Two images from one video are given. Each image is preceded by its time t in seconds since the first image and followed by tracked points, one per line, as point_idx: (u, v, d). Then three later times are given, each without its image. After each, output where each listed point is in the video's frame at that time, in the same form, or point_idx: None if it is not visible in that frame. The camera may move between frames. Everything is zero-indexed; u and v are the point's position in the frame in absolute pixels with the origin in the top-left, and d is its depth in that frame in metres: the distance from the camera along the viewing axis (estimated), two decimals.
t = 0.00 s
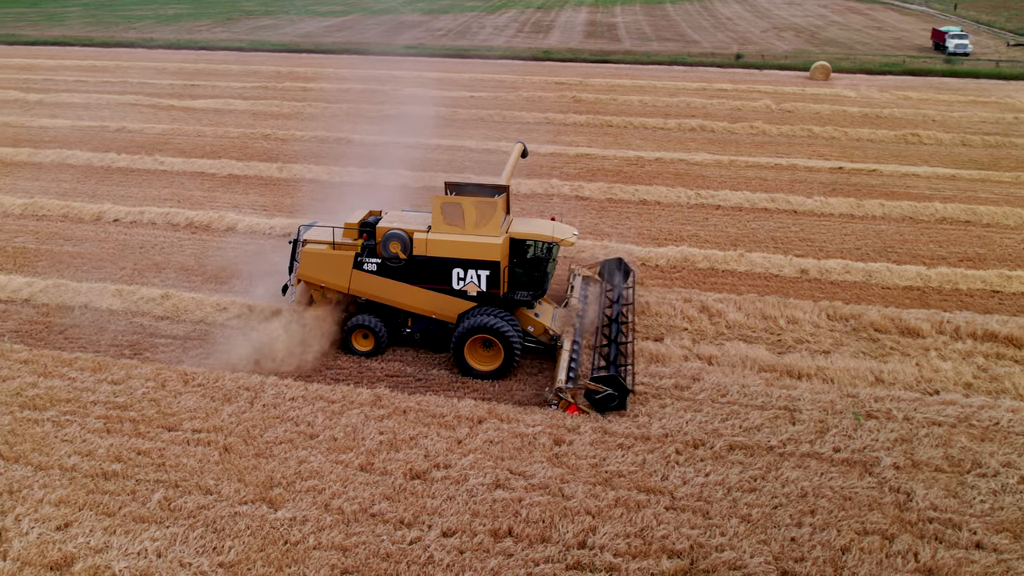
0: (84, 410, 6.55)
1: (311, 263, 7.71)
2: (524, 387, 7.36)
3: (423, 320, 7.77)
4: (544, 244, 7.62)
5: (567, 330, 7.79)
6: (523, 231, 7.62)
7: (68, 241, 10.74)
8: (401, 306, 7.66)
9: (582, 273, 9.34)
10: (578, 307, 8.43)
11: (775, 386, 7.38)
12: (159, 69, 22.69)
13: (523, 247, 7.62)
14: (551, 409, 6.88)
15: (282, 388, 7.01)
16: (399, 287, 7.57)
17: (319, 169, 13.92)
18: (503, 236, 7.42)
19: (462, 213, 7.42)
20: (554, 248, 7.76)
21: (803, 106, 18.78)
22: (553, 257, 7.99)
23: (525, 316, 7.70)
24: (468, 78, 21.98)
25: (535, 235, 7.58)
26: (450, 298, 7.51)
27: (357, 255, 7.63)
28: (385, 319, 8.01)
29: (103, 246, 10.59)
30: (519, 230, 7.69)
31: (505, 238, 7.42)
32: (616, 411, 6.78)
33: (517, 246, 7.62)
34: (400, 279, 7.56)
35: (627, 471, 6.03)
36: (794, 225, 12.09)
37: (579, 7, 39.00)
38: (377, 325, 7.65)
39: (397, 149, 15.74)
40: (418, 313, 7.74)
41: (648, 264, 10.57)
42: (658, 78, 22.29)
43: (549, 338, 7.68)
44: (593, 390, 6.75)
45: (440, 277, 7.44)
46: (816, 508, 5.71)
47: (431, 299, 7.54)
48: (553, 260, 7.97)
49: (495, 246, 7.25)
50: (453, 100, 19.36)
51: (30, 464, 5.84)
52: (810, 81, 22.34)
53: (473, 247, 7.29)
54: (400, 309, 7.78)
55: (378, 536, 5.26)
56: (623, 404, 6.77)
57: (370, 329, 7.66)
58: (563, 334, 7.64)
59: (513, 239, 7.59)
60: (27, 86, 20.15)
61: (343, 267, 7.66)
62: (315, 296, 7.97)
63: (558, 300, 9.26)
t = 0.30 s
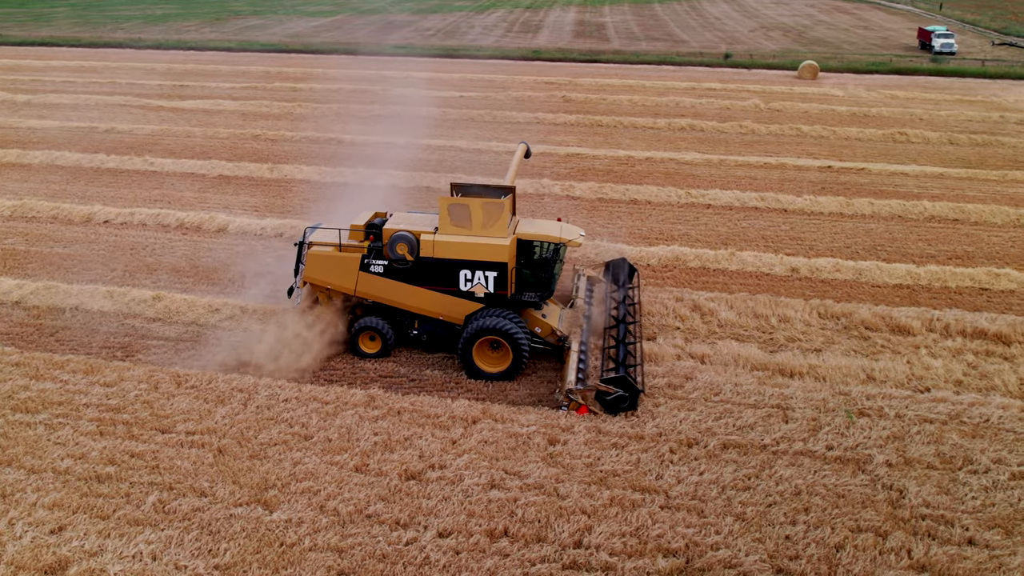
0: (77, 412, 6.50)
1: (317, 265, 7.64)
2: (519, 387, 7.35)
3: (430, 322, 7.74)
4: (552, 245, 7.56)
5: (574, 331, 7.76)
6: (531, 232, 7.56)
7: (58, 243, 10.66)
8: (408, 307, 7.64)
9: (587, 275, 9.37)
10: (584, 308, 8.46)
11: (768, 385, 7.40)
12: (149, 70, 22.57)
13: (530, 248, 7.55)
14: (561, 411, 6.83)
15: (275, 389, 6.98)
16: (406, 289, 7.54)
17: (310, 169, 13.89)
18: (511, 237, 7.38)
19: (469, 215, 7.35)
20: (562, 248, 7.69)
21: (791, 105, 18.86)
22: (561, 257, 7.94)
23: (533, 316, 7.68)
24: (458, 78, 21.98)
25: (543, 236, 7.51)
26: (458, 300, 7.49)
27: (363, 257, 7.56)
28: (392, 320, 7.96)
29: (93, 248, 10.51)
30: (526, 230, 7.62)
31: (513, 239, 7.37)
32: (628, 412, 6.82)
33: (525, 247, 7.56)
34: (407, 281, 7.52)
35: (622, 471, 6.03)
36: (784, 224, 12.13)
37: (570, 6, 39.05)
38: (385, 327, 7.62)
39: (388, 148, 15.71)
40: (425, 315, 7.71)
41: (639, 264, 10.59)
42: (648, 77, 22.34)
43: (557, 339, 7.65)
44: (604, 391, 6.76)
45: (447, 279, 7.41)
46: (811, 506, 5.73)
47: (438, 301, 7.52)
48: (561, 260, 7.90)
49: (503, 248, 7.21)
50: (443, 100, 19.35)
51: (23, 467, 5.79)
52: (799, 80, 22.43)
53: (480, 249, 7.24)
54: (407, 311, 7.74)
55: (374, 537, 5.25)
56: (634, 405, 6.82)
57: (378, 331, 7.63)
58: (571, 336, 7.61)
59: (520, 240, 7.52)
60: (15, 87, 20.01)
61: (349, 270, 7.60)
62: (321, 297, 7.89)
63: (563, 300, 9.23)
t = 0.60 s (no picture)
0: (71, 415, 6.46)
1: (324, 267, 7.61)
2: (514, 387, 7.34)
3: (438, 323, 7.71)
4: (561, 246, 7.55)
5: (582, 331, 7.71)
6: (539, 233, 7.57)
7: (48, 244, 10.58)
8: (417, 309, 7.61)
9: (592, 274, 9.33)
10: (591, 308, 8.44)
11: (763, 383, 7.41)
12: (139, 70, 22.43)
13: (538, 249, 7.57)
14: (573, 412, 6.81)
15: (270, 390, 6.95)
16: (415, 291, 7.52)
17: (301, 170, 13.85)
18: (520, 237, 7.39)
19: (477, 216, 7.38)
20: (570, 249, 7.68)
21: (781, 104, 18.91)
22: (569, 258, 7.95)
23: (541, 317, 7.64)
24: (449, 78, 21.96)
25: (552, 237, 7.50)
26: (467, 301, 7.49)
27: (371, 259, 7.54)
28: (400, 322, 7.92)
29: (85, 250, 10.43)
30: (535, 231, 7.63)
31: (522, 239, 7.38)
32: (638, 412, 6.84)
33: (534, 248, 7.57)
34: (416, 282, 7.51)
35: (617, 469, 6.04)
36: (775, 223, 12.17)
37: (562, 6, 39.08)
38: (393, 329, 7.58)
39: (378, 148, 15.66)
40: (433, 316, 7.68)
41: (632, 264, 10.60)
42: (639, 77, 22.38)
43: (565, 340, 7.59)
44: (616, 391, 6.75)
45: (455, 280, 7.39)
46: (806, 503, 5.75)
47: (447, 302, 7.51)
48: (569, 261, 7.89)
49: (511, 249, 7.21)
50: (434, 101, 19.32)
51: (17, 470, 5.75)
52: (788, 80, 22.51)
53: (489, 249, 7.24)
54: (415, 312, 7.72)
55: (371, 538, 5.24)
56: (646, 406, 6.81)
57: (386, 333, 7.57)
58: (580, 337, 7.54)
59: (529, 241, 7.54)
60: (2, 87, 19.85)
61: (358, 271, 7.57)
62: (329, 299, 7.85)
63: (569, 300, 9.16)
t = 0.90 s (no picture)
0: (62, 417, 6.41)
1: (330, 268, 7.60)
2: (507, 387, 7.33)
3: (444, 324, 7.68)
4: (568, 246, 7.50)
5: (589, 332, 7.68)
6: (546, 234, 7.54)
7: (37, 246, 10.51)
8: (424, 310, 7.59)
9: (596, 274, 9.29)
10: (596, 308, 8.43)
11: (755, 382, 7.44)
12: (127, 70, 22.28)
13: (545, 250, 7.52)
14: (582, 413, 6.82)
15: (263, 391, 6.92)
16: (421, 292, 7.50)
17: (290, 170, 13.81)
18: (527, 238, 7.39)
19: (484, 216, 7.39)
20: (577, 250, 7.63)
21: (770, 104, 19.00)
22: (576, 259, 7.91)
23: (548, 317, 7.58)
24: (439, 78, 21.93)
25: (559, 237, 7.47)
26: (473, 302, 7.47)
27: (377, 260, 7.52)
28: (406, 323, 7.87)
29: (75, 251, 10.36)
30: (541, 232, 7.60)
31: (529, 240, 7.38)
32: (647, 413, 6.82)
33: (540, 250, 7.52)
34: (422, 284, 7.49)
35: (611, 468, 6.05)
36: (765, 222, 12.22)
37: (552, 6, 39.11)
38: (399, 330, 7.53)
39: (368, 148, 15.62)
40: (439, 317, 7.65)
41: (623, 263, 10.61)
42: (628, 77, 22.42)
43: (571, 341, 7.55)
44: (625, 392, 6.75)
45: (462, 281, 7.39)
46: (798, 501, 5.78)
47: (453, 303, 7.49)
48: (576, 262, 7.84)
49: (518, 249, 7.22)
50: (423, 101, 19.29)
51: (8, 474, 5.70)
52: (776, 79, 22.60)
53: (495, 250, 7.24)
54: (421, 313, 7.69)
55: (366, 539, 5.23)
56: (655, 407, 6.80)
57: (392, 334, 7.54)
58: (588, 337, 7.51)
59: (535, 242, 7.50)
60: None
61: (363, 272, 7.55)
62: (333, 301, 7.80)
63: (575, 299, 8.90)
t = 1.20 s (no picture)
0: (48, 421, 6.35)
1: (330, 270, 7.57)
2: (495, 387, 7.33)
3: (446, 325, 7.67)
4: (569, 247, 7.50)
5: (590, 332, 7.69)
6: (547, 234, 7.53)
7: (20, 249, 10.39)
8: (426, 311, 7.58)
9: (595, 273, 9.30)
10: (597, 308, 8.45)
11: (742, 379, 7.49)
12: (108, 71, 22.08)
13: (546, 251, 7.52)
14: (585, 413, 6.81)
15: (250, 393, 6.88)
16: (423, 293, 7.48)
17: (275, 171, 13.74)
18: (528, 238, 7.39)
19: (485, 217, 7.38)
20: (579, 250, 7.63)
21: (752, 103, 19.14)
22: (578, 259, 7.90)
23: (549, 318, 7.58)
24: (424, 78, 21.89)
25: (560, 238, 7.47)
26: (475, 303, 7.46)
27: (378, 261, 7.48)
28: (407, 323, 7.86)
29: (58, 253, 10.26)
30: (543, 232, 7.59)
31: (530, 240, 7.38)
32: (652, 412, 6.84)
33: (541, 251, 7.53)
34: (423, 285, 7.47)
35: (600, 466, 6.07)
36: (749, 220, 12.30)
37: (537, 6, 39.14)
38: (400, 331, 7.52)
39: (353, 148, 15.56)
40: (440, 318, 7.64)
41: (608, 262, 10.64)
42: (612, 76, 22.48)
43: (573, 341, 7.56)
44: (630, 393, 6.77)
45: (464, 282, 7.38)
46: (786, 497, 5.83)
47: (455, 304, 7.48)
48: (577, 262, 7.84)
49: (520, 250, 7.22)
50: (408, 101, 19.25)
51: None
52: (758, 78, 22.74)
53: (497, 251, 7.24)
54: (422, 314, 7.67)
55: (356, 540, 5.21)
56: (659, 406, 6.84)
57: (393, 335, 7.52)
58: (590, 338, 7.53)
59: (537, 242, 7.51)
60: None
61: (364, 274, 7.52)
62: (334, 302, 7.78)
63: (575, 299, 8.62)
